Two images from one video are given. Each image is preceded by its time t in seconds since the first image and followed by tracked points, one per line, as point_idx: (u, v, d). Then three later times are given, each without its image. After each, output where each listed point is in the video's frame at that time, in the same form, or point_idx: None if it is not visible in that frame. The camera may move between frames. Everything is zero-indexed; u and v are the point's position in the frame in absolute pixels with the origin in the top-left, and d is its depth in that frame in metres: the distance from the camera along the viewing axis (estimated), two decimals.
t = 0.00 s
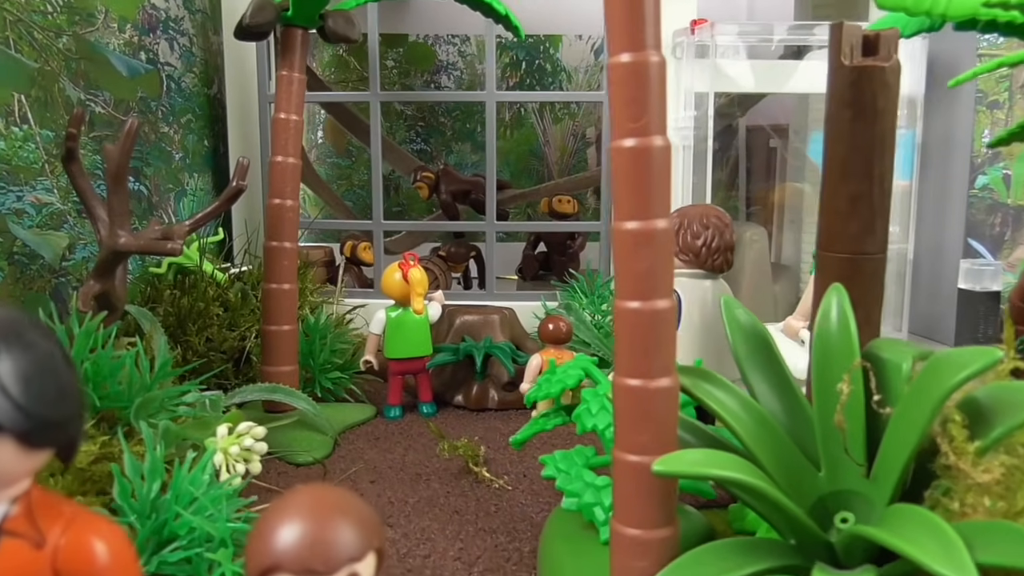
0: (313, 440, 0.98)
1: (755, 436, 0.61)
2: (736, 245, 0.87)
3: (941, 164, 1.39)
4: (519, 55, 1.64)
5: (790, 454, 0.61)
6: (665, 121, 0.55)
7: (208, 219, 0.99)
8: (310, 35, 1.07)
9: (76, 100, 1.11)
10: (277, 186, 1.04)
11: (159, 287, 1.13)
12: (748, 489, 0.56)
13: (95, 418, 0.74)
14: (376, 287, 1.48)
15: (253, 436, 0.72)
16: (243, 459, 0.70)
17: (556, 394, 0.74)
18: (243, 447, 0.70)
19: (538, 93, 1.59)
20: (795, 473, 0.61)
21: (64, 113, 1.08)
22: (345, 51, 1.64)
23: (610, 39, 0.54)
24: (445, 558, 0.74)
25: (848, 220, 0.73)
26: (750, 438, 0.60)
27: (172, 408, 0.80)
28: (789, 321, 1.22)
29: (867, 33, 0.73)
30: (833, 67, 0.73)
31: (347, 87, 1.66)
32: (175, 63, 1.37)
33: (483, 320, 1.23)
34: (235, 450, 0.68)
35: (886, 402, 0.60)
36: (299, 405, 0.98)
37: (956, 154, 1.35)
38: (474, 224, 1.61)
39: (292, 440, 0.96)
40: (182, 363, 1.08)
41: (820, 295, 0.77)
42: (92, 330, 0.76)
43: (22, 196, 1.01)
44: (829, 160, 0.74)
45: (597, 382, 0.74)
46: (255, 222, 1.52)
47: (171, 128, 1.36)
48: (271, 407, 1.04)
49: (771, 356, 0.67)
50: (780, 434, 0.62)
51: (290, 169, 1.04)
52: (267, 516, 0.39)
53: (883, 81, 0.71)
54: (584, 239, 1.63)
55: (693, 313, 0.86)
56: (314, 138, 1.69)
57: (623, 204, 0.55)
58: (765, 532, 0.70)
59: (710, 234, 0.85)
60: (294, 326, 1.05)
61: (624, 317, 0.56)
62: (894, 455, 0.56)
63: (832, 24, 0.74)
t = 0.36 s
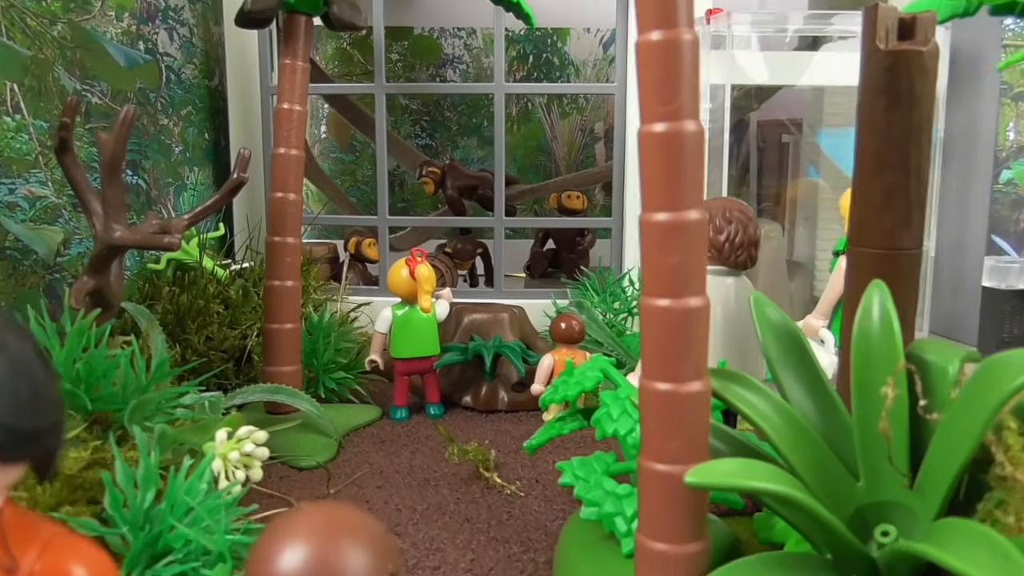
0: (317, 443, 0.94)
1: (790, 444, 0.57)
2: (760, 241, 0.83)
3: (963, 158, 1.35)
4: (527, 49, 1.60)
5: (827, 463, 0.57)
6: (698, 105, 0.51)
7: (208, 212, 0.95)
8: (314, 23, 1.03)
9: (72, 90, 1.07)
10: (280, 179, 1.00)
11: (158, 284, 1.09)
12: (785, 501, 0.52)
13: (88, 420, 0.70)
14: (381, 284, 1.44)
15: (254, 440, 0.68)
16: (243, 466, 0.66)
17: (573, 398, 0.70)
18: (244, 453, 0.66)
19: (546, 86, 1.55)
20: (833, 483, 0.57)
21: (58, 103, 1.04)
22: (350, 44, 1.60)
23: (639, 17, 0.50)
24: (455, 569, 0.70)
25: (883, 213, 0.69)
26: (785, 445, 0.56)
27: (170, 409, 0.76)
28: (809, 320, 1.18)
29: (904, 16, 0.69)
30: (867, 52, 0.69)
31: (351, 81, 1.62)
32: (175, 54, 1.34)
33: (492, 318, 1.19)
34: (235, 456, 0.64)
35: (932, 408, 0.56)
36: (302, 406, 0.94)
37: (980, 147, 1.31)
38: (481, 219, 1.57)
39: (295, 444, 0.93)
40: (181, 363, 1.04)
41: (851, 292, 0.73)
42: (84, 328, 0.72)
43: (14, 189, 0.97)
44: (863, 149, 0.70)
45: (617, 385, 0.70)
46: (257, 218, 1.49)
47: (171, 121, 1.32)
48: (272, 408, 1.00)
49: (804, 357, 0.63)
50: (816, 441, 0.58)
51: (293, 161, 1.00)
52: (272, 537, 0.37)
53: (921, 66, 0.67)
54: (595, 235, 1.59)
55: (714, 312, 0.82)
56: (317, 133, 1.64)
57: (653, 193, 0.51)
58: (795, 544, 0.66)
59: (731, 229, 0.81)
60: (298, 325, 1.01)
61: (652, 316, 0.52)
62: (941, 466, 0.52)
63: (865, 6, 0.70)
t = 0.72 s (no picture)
0: (320, 454, 0.90)
1: (830, 462, 0.53)
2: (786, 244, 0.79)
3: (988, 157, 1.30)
4: (534, 46, 1.56)
5: (870, 483, 0.53)
6: (735, 98, 0.47)
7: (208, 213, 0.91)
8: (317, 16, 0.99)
9: (67, 86, 1.03)
10: (282, 178, 0.96)
11: (156, 287, 1.06)
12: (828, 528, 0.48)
13: (79, 433, 0.66)
14: (386, 287, 1.41)
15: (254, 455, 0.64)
16: (243, 483, 0.62)
17: (592, 410, 0.67)
18: (243, 470, 0.62)
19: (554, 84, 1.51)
20: (877, 505, 0.53)
21: (52, 99, 1.01)
22: (354, 41, 1.56)
23: (672, 2, 0.46)
24: None
25: (922, 214, 0.65)
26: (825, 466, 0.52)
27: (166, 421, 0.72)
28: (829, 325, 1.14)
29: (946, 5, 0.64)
30: (905, 43, 0.65)
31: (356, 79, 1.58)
32: (174, 50, 1.30)
33: (502, 322, 1.15)
34: (233, 473, 0.60)
35: (985, 426, 0.52)
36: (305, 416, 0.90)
37: (1004, 146, 1.27)
38: (489, 220, 1.53)
39: (298, 454, 0.89)
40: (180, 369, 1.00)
41: (885, 298, 0.69)
42: (75, 335, 0.68)
43: (6, 188, 0.94)
44: (900, 146, 0.66)
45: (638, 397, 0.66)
46: (258, 218, 1.45)
47: (170, 119, 1.29)
48: (274, 417, 0.96)
49: (841, 368, 0.60)
50: (857, 459, 0.54)
51: (296, 160, 0.96)
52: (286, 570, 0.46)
53: (963, 58, 0.63)
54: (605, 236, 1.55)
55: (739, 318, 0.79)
56: (320, 132, 1.60)
57: (686, 195, 0.47)
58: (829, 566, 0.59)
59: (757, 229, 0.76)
60: (301, 330, 0.98)
61: (684, 327, 0.48)
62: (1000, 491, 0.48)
63: None
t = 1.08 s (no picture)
0: (328, 461, 0.87)
1: (875, 474, 0.50)
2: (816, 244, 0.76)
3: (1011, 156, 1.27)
4: (543, 43, 1.53)
5: (916, 497, 0.50)
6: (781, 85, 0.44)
7: (212, 211, 0.88)
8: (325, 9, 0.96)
9: (67, 80, 1.00)
10: (289, 175, 0.93)
11: (159, 288, 1.03)
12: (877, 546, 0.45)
13: (78, 441, 0.63)
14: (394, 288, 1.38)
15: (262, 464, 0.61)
16: (249, 495, 0.59)
17: (616, 418, 0.63)
18: (250, 481, 0.59)
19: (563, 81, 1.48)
20: (924, 521, 0.50)
21: (52, 94, 0.98)
22: (360, 38, 1.53)
23: None
24: None
25: (964, 211, 0.62)
26: (871, 477, 0.49)
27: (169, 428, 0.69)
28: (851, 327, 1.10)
29: None
30: (947, 31, 0.62)
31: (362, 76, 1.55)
32: (178, 45, 1.27)
33: (513, 325, 1.12)
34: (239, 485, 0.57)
35: None
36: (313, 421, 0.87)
37: None
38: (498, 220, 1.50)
39: (306, 461, 0.86)
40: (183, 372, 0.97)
41: (923, 300, 0.66)
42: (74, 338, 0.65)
43: (4, 186, 0.91)
44: (940, 140, 0.63)
45: (666, 405, 0.63)
46: (264, 218, 1.42)
47: (174, 115, 1.26)
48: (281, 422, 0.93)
49: (882, 371, 0.57)
50: (903, 470, 0.51)
51: (303, 156, 0.93)
52: None
53: (1009, 47, 0.60)
54: (617, 237, 1.52)
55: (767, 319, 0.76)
56: (326, 130, 1.58)
57: (727, 190, 0.44)
58: None
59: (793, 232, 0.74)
60: (308, 332, 0.95)
61: (723, 331, 0.45)
62: None
63: None
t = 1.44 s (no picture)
0: (338, 475, 0.83)
1: (936, 501, 0.46)
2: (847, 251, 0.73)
3: None
4: (555, 41, 1.48)
5: (982, 526, 0.47)
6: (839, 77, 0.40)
7: (218, 213, 0.84)
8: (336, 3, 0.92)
9: (68, 77, 0.97)
10: (298, 176, 0.89)
11: (163, 292, 1.00)
12: None
13: (75, 458, 0.60)
14: (405, 292, 1.34)
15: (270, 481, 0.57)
16: (257, 517, 0.55)
17: (646, 434, 0.59)
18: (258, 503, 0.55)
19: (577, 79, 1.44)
20: (989, 551, 0.46)
21: (52, 91, 0.94)
22: (369, 35, 1.50)
23: None
24: None
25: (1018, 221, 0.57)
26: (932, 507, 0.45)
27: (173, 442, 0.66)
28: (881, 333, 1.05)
29: None
30: (1001, 21, 0.57)
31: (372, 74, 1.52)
32: (183, 42, 1.23)
33: (529, 330, 1.08)
34: (245, 508, 0.53)
35: None
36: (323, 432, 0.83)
37: None
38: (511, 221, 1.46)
39: (315, 474, 0.82)
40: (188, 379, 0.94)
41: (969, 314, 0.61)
42: (73, 346, 0.61)
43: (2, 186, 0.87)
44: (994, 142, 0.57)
45: (700, 422, 0.59)
46: (271, 219, 1.39)
47: (179, 113, 1.22)
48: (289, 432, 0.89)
49: (936, 386, 0.53)
50: (964, 496, 0.47)
51: (313, 156, 0.90)
52: None
53: None
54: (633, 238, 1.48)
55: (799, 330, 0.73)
56: (335, 129, 1.54)
57: (779, 194, 0.40)
58: None
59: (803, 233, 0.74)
60: (317, 339, 0.91)
61: (774, 347, 0.41)
62: None
63: None
